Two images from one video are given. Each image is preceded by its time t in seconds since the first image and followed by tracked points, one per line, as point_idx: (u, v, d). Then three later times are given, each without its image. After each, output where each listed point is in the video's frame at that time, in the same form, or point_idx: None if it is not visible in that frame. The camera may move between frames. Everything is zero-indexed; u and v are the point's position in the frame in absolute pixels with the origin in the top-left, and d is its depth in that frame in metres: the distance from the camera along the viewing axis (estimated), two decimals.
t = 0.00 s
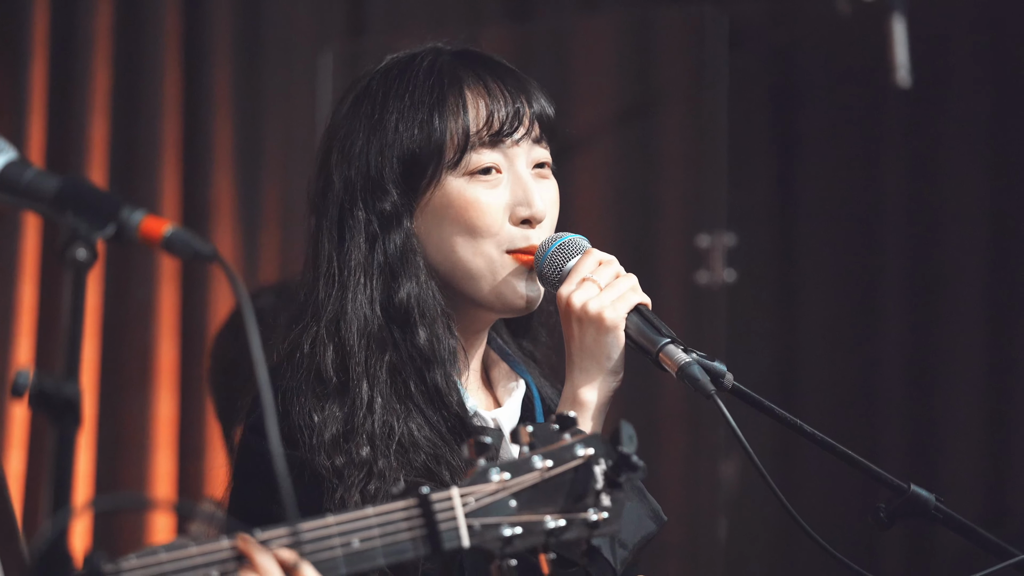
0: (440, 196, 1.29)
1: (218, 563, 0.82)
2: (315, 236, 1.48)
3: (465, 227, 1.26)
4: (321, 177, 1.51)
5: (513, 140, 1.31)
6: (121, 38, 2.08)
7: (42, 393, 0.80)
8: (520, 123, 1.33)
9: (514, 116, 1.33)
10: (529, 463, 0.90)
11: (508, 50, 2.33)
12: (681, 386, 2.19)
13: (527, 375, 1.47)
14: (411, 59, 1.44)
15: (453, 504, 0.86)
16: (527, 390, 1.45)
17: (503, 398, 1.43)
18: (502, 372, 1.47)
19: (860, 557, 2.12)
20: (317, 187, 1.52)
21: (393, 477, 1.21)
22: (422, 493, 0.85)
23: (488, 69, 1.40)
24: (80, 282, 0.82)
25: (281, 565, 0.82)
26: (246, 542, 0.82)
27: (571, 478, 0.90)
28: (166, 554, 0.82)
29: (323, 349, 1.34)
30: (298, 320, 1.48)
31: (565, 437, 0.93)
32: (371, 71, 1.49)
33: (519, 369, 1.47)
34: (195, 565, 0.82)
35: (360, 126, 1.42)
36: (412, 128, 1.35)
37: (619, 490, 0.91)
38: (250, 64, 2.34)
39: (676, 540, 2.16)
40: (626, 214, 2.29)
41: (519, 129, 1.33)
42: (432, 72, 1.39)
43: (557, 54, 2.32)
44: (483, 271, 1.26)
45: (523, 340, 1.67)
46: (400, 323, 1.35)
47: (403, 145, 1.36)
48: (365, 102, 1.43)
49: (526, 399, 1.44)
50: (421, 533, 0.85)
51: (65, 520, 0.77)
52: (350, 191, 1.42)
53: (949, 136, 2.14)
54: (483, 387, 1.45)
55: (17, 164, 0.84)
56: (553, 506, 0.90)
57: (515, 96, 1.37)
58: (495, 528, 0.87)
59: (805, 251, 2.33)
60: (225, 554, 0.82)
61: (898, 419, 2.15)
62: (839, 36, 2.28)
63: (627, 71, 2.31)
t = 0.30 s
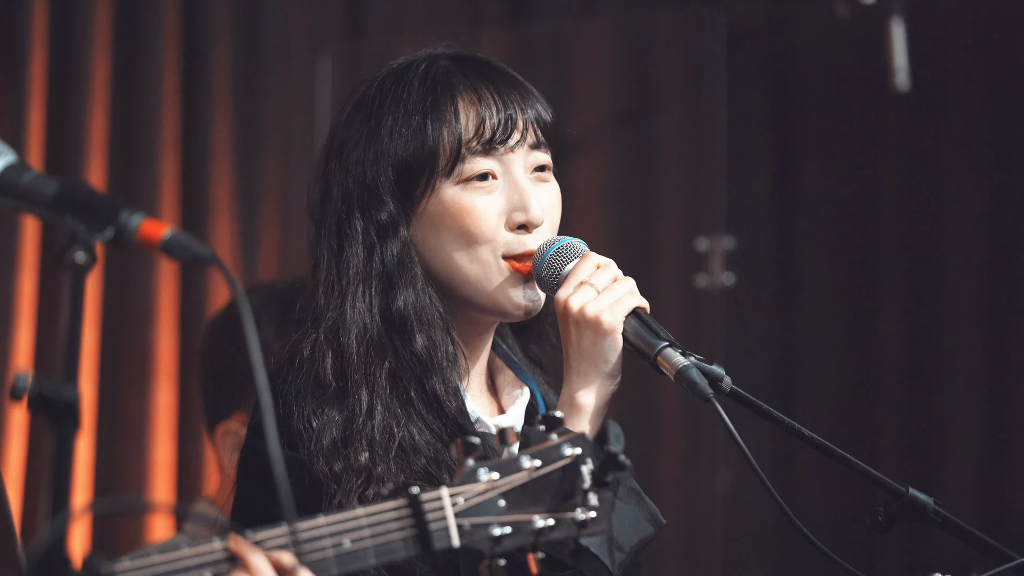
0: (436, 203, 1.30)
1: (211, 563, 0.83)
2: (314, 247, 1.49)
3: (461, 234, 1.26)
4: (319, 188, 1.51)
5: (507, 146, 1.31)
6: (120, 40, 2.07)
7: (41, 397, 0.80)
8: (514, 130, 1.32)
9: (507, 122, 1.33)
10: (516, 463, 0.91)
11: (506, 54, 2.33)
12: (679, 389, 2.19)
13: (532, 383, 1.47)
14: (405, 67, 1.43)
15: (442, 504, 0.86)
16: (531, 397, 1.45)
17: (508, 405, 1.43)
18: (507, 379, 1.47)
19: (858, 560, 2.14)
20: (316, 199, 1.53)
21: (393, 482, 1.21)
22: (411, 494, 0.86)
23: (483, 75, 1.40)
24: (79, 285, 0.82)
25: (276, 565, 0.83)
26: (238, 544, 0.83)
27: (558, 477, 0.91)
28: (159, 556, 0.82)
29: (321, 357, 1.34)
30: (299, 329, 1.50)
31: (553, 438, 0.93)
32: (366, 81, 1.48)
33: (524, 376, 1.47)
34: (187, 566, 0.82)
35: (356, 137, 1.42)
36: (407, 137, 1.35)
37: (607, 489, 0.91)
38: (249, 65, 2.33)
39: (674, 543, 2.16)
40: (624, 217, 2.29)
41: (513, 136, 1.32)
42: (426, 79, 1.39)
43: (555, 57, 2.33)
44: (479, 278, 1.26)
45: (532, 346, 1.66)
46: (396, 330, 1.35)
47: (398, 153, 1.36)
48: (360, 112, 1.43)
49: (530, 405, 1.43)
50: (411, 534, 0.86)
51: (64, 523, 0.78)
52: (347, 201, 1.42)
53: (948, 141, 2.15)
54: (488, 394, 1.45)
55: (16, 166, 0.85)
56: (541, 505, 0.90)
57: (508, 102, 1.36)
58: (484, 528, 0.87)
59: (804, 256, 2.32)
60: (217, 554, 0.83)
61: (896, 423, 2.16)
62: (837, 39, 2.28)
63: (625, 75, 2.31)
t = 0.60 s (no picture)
0: (441, 207, 1.29)
1: (214, 565, 0.83)
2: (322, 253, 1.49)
3: (464, 239, 1.26)
4: (327, 194, 1.52)
5: (510, 149, 1.31)
6: (120, 46, 2.07)
7: (43, 401, 0.81)
8: (517, 132, 1.32)
9: (511, 123, 1.32)
10: (520, 463, 0.90)
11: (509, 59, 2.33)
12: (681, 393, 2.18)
13: (542, 390, 1.45)
14: (411, 72, 1.43)
15: (444, 505, 0.87)
16: (541, 404, 1.43)
17: (518, 411, 1.41)
18: (518, 385, 1.45)
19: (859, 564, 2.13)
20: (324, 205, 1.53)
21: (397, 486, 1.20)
22: (414, 495, 0.87)
23: (489, 80, 1.39)
24: (81, 290, 0.83)
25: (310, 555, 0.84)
26: (280, 534, 0.84)
27: (560, 478, 0.90)
28: (161, 558, 0.82)
29: (326, 361, 1.34)
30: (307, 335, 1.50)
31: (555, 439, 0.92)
32: (373, 87, 1.49)
33: (535, 383, 1.45)
34: (190, 567, 0.83)
35: (362, 143, 1.43)
36: (411, 142, 1.35)
37: (610, 490, 0.91)
38: (252, 69, 2.32)
39: (676, 547, 2.16)
40: (625, 221, 2.28)
41: (515, 137, 1.32)
42: (432, 84, 1.39)
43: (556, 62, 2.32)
44: (479, 284, 1.26)
45: (542, 353, 1.64)
46: (401, 335, 1.35)
47: (402, 158, 1.36)
48: (366, 118, 1.44)
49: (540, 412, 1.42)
50: (414, 534, 0.87)
51: (68, 526, 0.78)
52: (353, 206, 1.43)
53: (949, 144, 2.15)
54: (498, 400, 1.43)
55: (19, 171, 0.85)
56: (543, 506, 0.90)
57: (513, 105, 1.35)
58: (486, 529, 0.88)
59: (807, 262, 2.31)
60: (219, 556, 0.83)
61: (899, 427, 2.16)
62: (839, 43, 2.28)
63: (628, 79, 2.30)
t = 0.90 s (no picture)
0: (444, 209, 1.30)
1: (215, 567, 0.83)
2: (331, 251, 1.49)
3: (467, 242, 1.27)
4: (336, 192, 1.51)
5: (514, 156, 1.31)
6: (126, 46, 2.08)
7: (48, 400, 0.81)
8: (519, 137, 1.32)
9: (514, 129, 1.32)
10: (519, 466, 0.91)
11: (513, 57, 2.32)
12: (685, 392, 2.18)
13: (550, 389, 1.45)
14: (418, 71, 1.43)
15: (445, 507, 0.87)
16: (549, 403, 1.42)
17: (525, 411, 1.41)
18: (526, 386, 1.45)
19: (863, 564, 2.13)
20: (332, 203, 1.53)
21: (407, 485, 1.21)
22: (414, 498, 0.87)
23: (496, 82, 1.39)
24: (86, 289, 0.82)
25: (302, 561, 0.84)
26: (280, 538, 0.83)
27: (560, 481, 0.91)
28: (162, 559, 0.82)
29: (336, 360, 1.34)
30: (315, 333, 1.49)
31: (553, 444, 0.94)
32: (383, 85, 1.48)
33: (543, 383, 1.45)
34: (190, 569, 0.83)
35: (370, 142, 1.42)
36: (418, 142, 1.35)
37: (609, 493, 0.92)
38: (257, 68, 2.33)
39: (679, 546, 2.15)
40: (630, 220, 2.28)
41: (519, 142, 1.32)
42: (440, 85, 1.38)
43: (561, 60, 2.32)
44: (481, 288, 1.27)
45: (551, 351, 1.64)
46: (410, 335, 1.34)
47: (409, 158, 1.35)
48: (374, 117, 1.43)
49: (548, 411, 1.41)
50: (414, 537, 0.87)
51: (71, 526, 0.78)
52: (362, 205, 1.42)
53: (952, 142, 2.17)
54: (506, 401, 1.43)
55: (23, 169, 0.85)
56: (542, 509, 0.91)
57: (516, 109, 1.35)
58: (486, 532, 0.88)
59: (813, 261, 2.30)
60: (220, 559, 0.84)
61: (904, 426, 2.15)
62: (844, 42, 2.28)
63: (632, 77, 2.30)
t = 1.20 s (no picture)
0: (439, 208, 1.30)
1: (219, 563, 0.84)
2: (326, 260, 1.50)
3: (467, 239, 1.26)
4: (329, 201, 1.52)
5: (506, 150, 1.29)
6: (130, 42, 2.08)
7: (51, 396, 0.81)
8: (509, 129, 1.31)
9: (502, 122, 1.31)
10: (523, 463, 0.91)
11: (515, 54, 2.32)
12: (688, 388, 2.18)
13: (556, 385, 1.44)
14: (404, 74, 1.44)
15: (449, 504, 0.87)
16: (556, 399, 1.42)
17: (532, 406, 1.40)
18: (532, 380, 1.45)
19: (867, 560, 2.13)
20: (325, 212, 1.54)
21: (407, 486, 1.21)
22: (419, 495, 0.87)
23: (480, 78, 1.39)
24: (90, 284, 0.82)
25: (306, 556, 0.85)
26: (284, 533, 0.83)
27: (564, 478, 0.91)
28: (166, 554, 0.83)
29: (332, 365, 1.35)
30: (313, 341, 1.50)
31: (558, 440, 0.93)
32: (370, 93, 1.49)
33: (550, 378, 1.44)
34: (194, 565, 0.83)
35: (359, 149, 1.44)
36: (406, 145, 1.35)
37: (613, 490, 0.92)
38: (260, 64, 2.34)
39: (682, 542, 2.15)
40: (633, 217, 2.27)
41: (510, 133, 1.31)
42: (423, 86, 1.39)
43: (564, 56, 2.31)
44: (488, 279, 1.26)
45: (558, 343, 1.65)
46: (406, 338, 1.35)
47: (399, 161, 1.36)
48: (363, 125, 1.45)
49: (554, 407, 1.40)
50: (418, 533, 0.87)
51: (74, 522, 0.78)
52: (354, 213, 1.43)
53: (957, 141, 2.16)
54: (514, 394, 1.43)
55: (28, 165, 0.85)
56: (547, 506, 0.91)
57: (504, 102, 1.35)
58: (491, 528, 0.88)
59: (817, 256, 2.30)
60: (224, 554, 0.84)
61: (907, 422, 2.15)
62: (848, 38, 2.28)
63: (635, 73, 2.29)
